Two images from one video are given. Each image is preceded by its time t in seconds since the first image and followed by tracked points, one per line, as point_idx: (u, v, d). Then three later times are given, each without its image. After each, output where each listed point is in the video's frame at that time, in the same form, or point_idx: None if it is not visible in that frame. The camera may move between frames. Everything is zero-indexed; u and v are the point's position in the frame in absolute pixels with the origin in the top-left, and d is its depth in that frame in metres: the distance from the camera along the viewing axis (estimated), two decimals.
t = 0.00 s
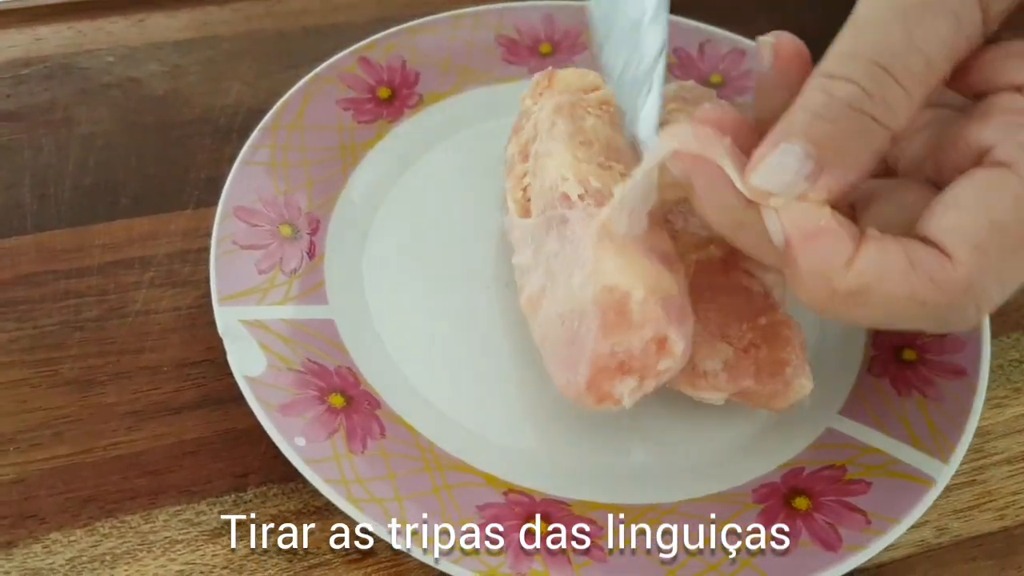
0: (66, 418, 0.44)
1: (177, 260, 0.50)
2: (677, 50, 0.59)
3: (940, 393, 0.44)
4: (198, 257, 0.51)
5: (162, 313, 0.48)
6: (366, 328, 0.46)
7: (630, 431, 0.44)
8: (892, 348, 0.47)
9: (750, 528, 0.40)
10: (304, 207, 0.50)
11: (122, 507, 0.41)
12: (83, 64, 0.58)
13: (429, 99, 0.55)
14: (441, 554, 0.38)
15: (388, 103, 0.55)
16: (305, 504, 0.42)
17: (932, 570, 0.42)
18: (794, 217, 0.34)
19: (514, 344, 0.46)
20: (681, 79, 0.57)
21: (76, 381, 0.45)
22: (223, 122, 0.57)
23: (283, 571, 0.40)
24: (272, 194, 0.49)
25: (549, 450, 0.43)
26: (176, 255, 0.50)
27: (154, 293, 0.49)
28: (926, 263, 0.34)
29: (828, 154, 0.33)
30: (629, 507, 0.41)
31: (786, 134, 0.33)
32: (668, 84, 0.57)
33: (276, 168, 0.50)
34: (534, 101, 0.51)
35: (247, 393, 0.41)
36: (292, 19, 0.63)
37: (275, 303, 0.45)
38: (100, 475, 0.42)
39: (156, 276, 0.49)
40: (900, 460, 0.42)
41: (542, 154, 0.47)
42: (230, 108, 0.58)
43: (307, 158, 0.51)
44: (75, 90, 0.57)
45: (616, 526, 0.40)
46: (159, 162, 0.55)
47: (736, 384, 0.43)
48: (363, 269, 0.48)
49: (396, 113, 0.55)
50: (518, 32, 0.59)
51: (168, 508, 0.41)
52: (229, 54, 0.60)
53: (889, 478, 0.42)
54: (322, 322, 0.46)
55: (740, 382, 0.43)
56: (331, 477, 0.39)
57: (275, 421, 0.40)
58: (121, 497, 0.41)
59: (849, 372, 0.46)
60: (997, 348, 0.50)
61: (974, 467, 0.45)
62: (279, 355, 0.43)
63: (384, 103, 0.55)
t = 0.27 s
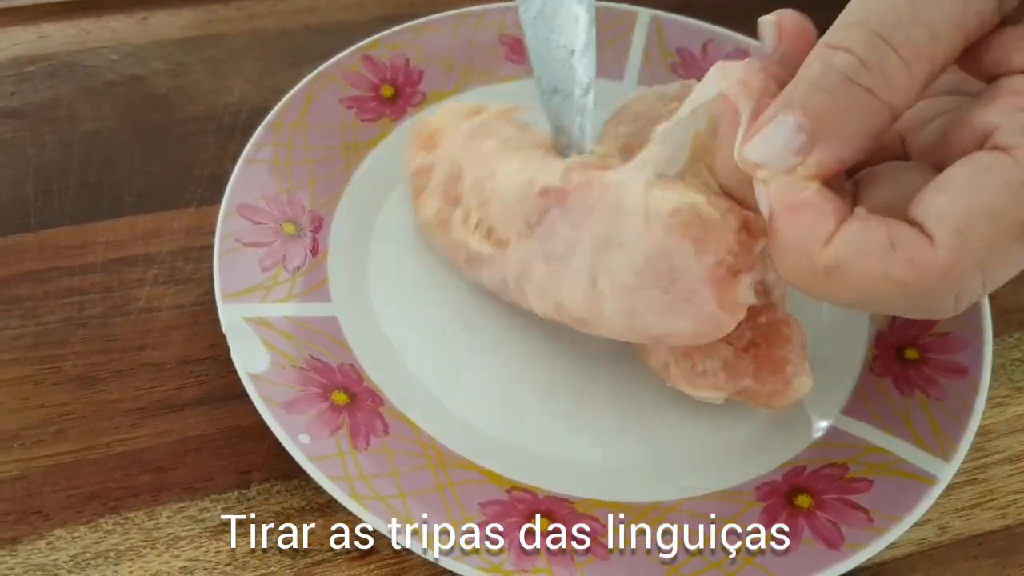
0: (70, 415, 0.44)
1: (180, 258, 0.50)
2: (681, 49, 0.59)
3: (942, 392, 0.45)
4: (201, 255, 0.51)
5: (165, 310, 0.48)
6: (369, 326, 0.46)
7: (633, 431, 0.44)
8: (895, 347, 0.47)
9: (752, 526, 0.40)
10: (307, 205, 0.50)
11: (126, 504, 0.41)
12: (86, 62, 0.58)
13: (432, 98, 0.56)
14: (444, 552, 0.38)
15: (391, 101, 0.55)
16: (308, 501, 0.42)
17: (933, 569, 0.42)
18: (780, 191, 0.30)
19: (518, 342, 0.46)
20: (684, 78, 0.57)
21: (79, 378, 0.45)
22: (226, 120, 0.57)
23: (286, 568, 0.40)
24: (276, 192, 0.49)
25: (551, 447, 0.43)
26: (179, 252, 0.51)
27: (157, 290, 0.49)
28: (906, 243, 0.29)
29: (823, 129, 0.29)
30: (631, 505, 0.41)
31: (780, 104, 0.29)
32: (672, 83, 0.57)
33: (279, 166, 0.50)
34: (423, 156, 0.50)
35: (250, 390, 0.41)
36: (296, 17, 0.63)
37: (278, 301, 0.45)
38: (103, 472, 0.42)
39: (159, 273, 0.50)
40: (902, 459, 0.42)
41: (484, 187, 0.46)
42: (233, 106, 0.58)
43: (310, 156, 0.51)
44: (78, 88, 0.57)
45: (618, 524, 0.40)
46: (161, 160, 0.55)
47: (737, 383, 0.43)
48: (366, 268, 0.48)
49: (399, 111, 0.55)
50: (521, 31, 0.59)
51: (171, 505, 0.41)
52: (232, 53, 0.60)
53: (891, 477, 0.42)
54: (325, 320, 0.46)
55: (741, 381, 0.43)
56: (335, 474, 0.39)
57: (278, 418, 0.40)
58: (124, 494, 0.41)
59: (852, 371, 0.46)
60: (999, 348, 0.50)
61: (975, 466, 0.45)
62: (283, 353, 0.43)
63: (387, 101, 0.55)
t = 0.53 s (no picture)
0: (67, 411, 0.43)
1: (179, 251, 0.49)
2: (687, 38, 0.58)
3: (957, 385, 0.44)
4: (201, 248, 0.50)
5: (164, 304, 0.47)
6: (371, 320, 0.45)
7: (639, 430, 0.43)
8: (908, 340, 0.46)
9: (765, 522, 0.39)
10: (308, 197, 0.49)
11: (124, 501, 0.40)
12: (83, 53, 0.58)
13: (435, 87, 0.55)
14: (450, 549, 0.37)
15: (393, 91, 0.54)
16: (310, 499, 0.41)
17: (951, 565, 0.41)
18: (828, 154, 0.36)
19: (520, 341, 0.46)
20: (691, 68, 0.57)
21: (77, 373, 0.44)
22: (225, 111, 0.56)
23: (287, 566, 0.39)
24: (276, 183, 0.48)
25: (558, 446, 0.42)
26: (178, 246, 0.50)
27: (156, 284, 0.48)
28: (927, 233, 0.35)
29: (874, 93, 0.35)
30: (641, 502, 0.40)
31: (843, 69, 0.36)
32: (679, 73, 0.56)
33: (279, 157, 0.49)
34: (342, 242, 0.43)
35: (250, 383, 0.40)
36: (296, 8, 0.62)
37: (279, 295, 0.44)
38: (101, 468, 0.41)
39: (158, 267, 0.49)
40: (917, 453, 0.41)
41: (464, 262, 0.43)
42: (233, 98, 0.57)
43: (311, 147, 0.50)
44: (76, 79, 0.56)
45: (627, 521, 0.39)
46: (160, 152, 0.54)
47: (748, 376, 0.42)
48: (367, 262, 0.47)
49: (401, 102, 0.54)
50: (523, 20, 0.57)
51: (170, 502, 0.40)
52: (231, 44, 0.59)
53: (907, 471, 0.41)
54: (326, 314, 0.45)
55: (753, 375, 0.42)
56: (337, 469, 0.38)
57: (279, 412, 0.39)
58: (122, 491, 0.41)
59: (863, 365, 0.45)
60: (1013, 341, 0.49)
61: (990, 461, 0.45)
62: (284, 347, 0.42)
63: (389, 92, 0.54)
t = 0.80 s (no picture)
0: (57, 411, 0.41)
1: (176, 244, 0.47)
2: (708, 23, 0.55)
3: (997, 386, 0.41)
4: (199, 240, 0.47)
5: (160, 299, 0.45)
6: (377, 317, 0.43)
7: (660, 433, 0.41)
8: (945, 338, 0.44)
9: (796, 532, 0.37)
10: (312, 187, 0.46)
11: (116, 507, 0.38)
12: (78, 37, 0.55)
13: (444, 74, 0.52)
14: (462, 561, 0.34)
15: (401, 78, 0.52)
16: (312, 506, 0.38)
17: None
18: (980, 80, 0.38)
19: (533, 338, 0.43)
20: (712, 54, 0.54)
21: (68, 371, 0.42)
22: (226, 99, 0.54)
23: None
24: (278, 172, 0.46)
25: (574, 451, 0.40)
26: (175, 238, 0.47)
27: (151, 278, 0.46)
28: None
29: None
30: (663, 511, 0.37)
31: None
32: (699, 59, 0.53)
33: (282, 145, 0.47)
34: (351, 213, 0.41)
35: (249, 382, 0.38)
36: None
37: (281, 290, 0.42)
38: (92, 472, 0.39)
39: (155, 260, 0.46)
40: (957, 459, 0.39)
41: (478, 226, 0.41)
42: (233, 84, 0.55)
43: (315, 136, 0.48)
44: (70, 65, 0.54)
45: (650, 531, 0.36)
46: (157, 140, 0.51)
47: (778, 377, 0.40)
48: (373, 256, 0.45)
49: (409, 89, 0.52)
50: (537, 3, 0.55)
51: (165, 508, 0.38)
52: (232, 28, 0.57)
53: (947, 478, 0.38)
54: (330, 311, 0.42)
55: (783, 375, 0.40)
56: (341, 474, 0.36)
57: (279, 413, 0.37)
58: (114, 496, 0.38)
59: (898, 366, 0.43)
60: None
61: None
62: (285, 344, 0.40)
63: (397, 77, 0.52)
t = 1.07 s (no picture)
0: (58, 411, 0.40)
1: (180, 238, 0.46)
2: (726, 11, 0.54)
3: None
4: (203, 235, 0.46)
5: (163, 295, 0.44)
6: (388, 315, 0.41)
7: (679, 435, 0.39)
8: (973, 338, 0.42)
9: (821, 539, 0.35)
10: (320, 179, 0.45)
11: (118, 510, 0.37)
12: (80, 27, 0.54)
13: (454, 62, 0.51)
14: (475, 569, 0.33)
15: (410, 67, 0.50)
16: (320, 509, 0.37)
17: None
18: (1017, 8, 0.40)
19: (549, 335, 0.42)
20: (730, 43, 0.53)
21: (68, 370, 0.41)
22: (230, 89, 0.53)
23: None
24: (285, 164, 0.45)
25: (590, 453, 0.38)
26: (178, 232, 0.46)
27: (154, 273, 0.44)
28: None
29: None
30: (683, 517, 0.36)
31: None
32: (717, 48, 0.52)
33: (289, 136, 0.46)
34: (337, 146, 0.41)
35: (256, 382, 0.37)
36: None
37: (289, 286, 0.41)
38: (93, 474, 0.38)
39: (158, 255, 0.45)
40: (988, 463, 0.38)
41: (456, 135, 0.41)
42: (238, 74, 0.53)
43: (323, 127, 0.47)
44: (72, 54, 0.53)
45: (669, 538, 0.35)
46: (160, 131, 0.50)
47: (802, 378, 0.38)
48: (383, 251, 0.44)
49: (419, 78, 0.50)
50: None
51: (169, 512, 0.37)
52: (237, 17, 0.56)
53: (977, 483, 0.37)
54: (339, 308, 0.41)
55: (806, 376, 0.38)
56: (350, 479, 0.35)
57: (286, 415, 0.36)
58: (116, 499, 0.37)
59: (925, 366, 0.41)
60: None
61: None
62: (292, 343, 0.39)
63: (407, 67, 0.50)
